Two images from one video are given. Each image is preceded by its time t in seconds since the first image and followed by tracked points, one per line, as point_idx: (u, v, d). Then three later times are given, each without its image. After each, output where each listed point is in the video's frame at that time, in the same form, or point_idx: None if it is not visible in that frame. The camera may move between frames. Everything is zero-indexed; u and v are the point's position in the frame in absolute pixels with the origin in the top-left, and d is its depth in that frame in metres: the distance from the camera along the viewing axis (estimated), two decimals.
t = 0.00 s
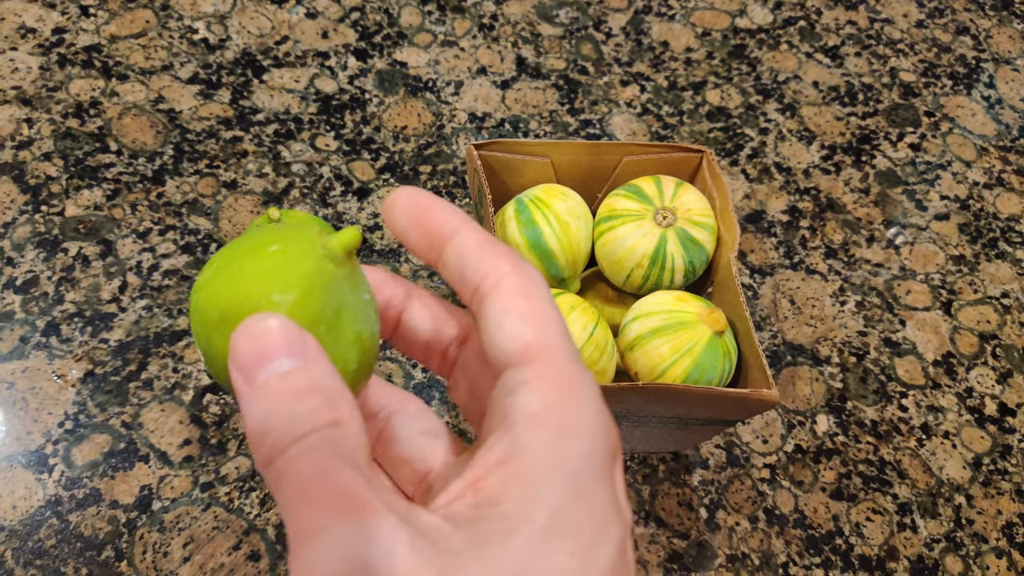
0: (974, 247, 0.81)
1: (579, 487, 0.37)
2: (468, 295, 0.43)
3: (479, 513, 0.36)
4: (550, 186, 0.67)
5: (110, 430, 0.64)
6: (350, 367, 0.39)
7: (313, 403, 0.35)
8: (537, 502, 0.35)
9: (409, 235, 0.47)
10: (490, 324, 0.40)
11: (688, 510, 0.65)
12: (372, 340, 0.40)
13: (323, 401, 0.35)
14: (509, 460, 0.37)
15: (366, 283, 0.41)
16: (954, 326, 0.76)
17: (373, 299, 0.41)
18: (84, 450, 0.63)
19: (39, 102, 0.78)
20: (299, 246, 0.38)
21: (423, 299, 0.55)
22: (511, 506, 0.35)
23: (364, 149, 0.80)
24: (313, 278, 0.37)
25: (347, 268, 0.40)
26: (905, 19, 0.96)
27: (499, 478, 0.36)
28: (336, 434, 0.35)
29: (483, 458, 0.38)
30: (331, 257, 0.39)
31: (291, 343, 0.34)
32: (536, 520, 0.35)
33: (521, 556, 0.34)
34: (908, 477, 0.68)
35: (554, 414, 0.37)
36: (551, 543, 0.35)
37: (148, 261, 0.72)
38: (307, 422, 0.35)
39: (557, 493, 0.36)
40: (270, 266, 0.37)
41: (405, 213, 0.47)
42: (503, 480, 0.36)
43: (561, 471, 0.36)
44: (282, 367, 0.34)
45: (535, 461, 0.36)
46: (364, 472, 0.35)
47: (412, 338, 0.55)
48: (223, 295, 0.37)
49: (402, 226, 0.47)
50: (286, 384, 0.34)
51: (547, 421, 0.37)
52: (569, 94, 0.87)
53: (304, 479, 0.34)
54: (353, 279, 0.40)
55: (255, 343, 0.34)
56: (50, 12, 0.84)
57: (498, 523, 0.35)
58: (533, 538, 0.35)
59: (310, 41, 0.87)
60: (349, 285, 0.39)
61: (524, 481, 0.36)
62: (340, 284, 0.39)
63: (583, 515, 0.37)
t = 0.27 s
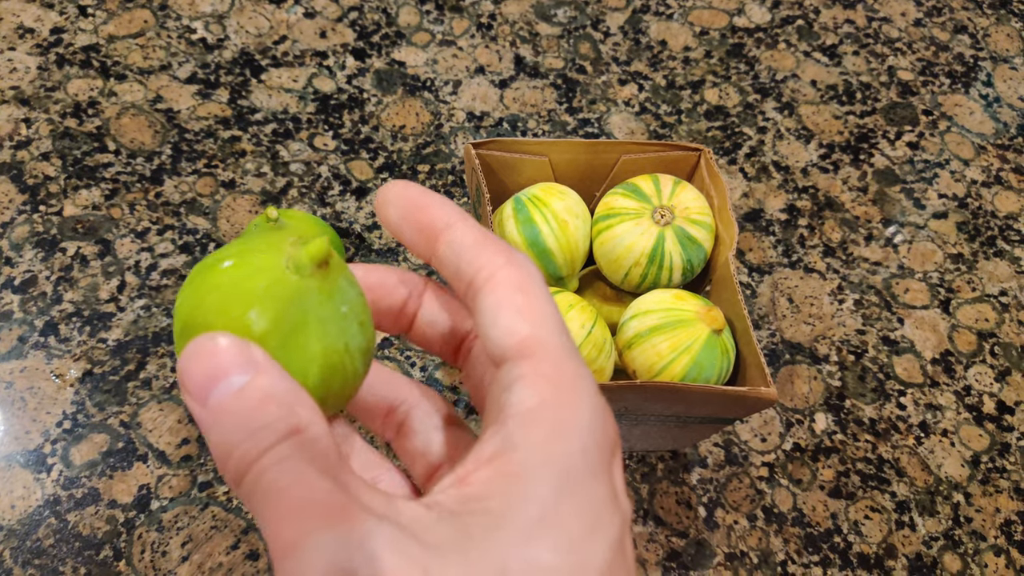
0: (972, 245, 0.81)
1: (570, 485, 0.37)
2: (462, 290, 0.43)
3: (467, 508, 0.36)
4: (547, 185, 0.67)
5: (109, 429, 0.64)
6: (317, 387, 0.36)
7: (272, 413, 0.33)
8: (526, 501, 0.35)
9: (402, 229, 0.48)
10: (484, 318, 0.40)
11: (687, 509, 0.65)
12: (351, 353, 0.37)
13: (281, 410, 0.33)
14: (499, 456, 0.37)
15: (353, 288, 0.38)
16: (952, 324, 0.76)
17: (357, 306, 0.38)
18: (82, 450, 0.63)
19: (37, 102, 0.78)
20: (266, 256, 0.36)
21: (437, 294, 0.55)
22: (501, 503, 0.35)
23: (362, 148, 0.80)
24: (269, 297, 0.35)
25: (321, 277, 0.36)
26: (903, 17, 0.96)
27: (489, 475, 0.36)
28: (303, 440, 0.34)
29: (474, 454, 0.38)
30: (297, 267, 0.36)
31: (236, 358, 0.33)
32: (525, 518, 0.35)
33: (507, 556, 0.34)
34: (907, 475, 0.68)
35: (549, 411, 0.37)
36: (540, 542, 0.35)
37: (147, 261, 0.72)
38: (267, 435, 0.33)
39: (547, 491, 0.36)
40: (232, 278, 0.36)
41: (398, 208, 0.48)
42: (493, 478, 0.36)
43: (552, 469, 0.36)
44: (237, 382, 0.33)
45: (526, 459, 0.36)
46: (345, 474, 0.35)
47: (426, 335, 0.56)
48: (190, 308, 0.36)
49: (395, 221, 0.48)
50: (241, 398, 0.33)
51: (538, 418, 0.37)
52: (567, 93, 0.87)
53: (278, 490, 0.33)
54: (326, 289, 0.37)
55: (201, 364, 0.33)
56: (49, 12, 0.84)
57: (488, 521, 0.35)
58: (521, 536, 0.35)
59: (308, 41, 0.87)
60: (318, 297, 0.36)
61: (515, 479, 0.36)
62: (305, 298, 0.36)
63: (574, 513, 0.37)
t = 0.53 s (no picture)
0: (971, 246, 0.81)
1: (555, 483, 0.36)
2: (451, 280, 0.44)
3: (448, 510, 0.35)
4: (548, 185, 0.67)
5: (109, 429, 0.64)
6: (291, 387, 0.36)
7: (238, 419, 0.33)
8: (508, 499, 0.35)
9: (385, 226, 0.48)
10: (473, 310, 0.41)
11: (687, 509, 0.65)
12: (327, 350, 0.37)
13: (246, 415, 0.33)
14: (482, 455, 0.36)
15: (331, 288, 0.38)
16: (952, 324, 0.76)
17: (333, 304, 0.38)
18: (82, 450, 0.63)
19: (37, 101, 0.78)
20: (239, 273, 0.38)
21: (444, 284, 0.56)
22: (481, 503, 0.35)
23: (362, 148, 0.80)
24: (238, 304, 0.37)
25: (286, 279, 0.38)
26: (903, 18, 0.96)
27: (471, 474, 0.36)
28: (272, 445, 0.33)
29: (460, 454, 0.37)
30: (264, 272, 0.37)
31: (198, 370, 0.33)
32: (506, 517, 0.34)
33: (491, 557, 0.33)
34: (907, 476, 0.68)
35: (531, 406, 0.37)
36: (523, 542, 0.34)
37: (146, 261, 0.72)
38: (237, 442, 0.33)
39: (530, 489, 0.35)
40: (209, 297, 0.37)
41: (378, 204, 0.48)
42: (475, 476, 0.36)
43: (535, 466, 0.36)
44: (201, 394, 0.33)
45: (508, 456, 0.36)
46: (320, 478, 0.34)
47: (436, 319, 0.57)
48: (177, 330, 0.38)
49: (377, 220, 0.48)
50: (207, 408, 0.33)
51: (521, 414, 0.37)
52: (567, 93, 0.87)
53: (252, 497, 0.33)
54: (295, 291, 0.37)
55: (168, 378, 0.33)
56: (49, 12, 0.84)
57: (468, 521, 0.34)
58: (502, 536, 0.34)
59: (308, 40, 0.87)
60: (285, 298, 0.37)
61: (496, 478, 0.35)
62: (273, 302, 0.37)
63: (560, 512, 0.36)
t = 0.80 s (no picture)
0: (969, 245, 0.81)
1: (497, 486, 0.35)
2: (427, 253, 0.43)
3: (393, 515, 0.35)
4: (545, 185, 0.68)
5: (106, 430, 0.64)
6: (257, 399, 0.36)
7: (195, 435, 0.35)
8: (446, 505, 0.35)
9: (359, 205, 0.47)
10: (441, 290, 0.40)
11: (684, 509, 0.66)
12: (287, 361, 0.36)
13: (201, 428, 0.34)
14: (428, 458, 0.36)
15: (287, 290, 0.37)
16: (949, 324, 0.76)
17: (292, 310, 0.36)
18: (80, 451, 0.63)
19: (35, 103, 0.78)
20: (198, 288, 0.37)
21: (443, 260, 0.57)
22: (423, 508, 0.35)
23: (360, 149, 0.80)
24: (197, 324, 0.36)
25: (240, 293, 0.36)
26: (900, 18, 0.96)
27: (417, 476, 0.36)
28: (225, 458, 0.34)
29: (412, 454, 0.37)
30: (218, 288, 0.36)
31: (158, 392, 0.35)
32: (443, 524, 0.34)
33: (426, 566, 0.33)
34: (904, 476, 0.68)
35: (475, 408, 0.36)
36: (459, 549, 0.34)
37: (144, 262, 0.72)
38: (196, 456, 0.35)
39: (469, 494, 0.35)
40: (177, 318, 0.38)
41: (345, 183, 0.46)
42: (421, 480, 0.36)
43: (475, 471, 0.35)
44: (167, 413, 0.35)
45: (449, 462, 0.35)
46: (269, 488, 0.34)
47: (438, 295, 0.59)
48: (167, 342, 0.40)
49: (349, 200, 0.47)
50: (169, 426, 0.35)
51: (464, 416, 0.36)
52: (565, 94, 0.87)
53: (207, 509, 0.34)
54: (250, 304, 0.36)
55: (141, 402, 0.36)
56: (46, 14, 0.84)
57: (406, 528, 0.34)
58: (438, 543, 0.34)
59: (306, 42, 0.87)
60: (240, 315, 0.36)
61: (436, 483, 0.35)
62: (229, 318, 0.36)
63: (501, 516, 0.35)
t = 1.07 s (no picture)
0: (969, 244, 0.80)
1: (460, 501, 0.33)
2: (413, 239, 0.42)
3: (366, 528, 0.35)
4: (544, 185, 0.67)
5: (105, 431, 0.64)
6: (249, 406, 0.37)
7: (188, 443, 0.36)
8: (410, 520, 0.33)
9: (345, 193, 0.46)
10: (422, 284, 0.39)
11: (684, 509, 0.65)
12: (276, 369, 0.36)
13: (192, 438, 0.36)
14: (400, 470, 0.35)
15: (273, 297, 0.36)
16: (950, 323, 0.76)
17: (279, 317, 0.36)
18: (79, 452, 0.63)
19: (34, 104, 0.78)
20: (194, 301, 0.38)
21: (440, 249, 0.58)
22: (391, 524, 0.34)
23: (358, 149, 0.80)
24: (193, 333, 0.37)
25: (227, 303, 0.36)
26: (900, 16, 0.96)
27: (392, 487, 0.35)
28: (214, 467, 0.36)
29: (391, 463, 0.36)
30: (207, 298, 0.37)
31: (160, 401, 0.37)
32: (405, 541, 0.33)
33: None
34: (904, 475, 0.68)
35: (440, 418, 0.35)
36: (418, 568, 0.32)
37: (143, 263, 0.72)
38: (191, 464, 0.36)
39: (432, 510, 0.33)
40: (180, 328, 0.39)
41: (328, 171, 0.45)
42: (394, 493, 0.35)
43: (437, 485, 0.33)
44: (168, 420, 0.37)
45: (415, 476, 0.34)
46: (252, 498, 0.35)
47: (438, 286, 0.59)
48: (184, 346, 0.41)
49: (335, 190, 0.46)
50: (170, 435, 0.37)
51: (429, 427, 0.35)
52: (564, 93, 0.87)
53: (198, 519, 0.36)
54: (239, 313, 0.36)
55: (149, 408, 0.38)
56: (45, 15, 0.84)
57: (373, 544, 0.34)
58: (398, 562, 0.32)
59: (304, 42, 0.87)
60: (228, 325, 0.36)
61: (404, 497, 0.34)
62: (219, 327, 0.36)
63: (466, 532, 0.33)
